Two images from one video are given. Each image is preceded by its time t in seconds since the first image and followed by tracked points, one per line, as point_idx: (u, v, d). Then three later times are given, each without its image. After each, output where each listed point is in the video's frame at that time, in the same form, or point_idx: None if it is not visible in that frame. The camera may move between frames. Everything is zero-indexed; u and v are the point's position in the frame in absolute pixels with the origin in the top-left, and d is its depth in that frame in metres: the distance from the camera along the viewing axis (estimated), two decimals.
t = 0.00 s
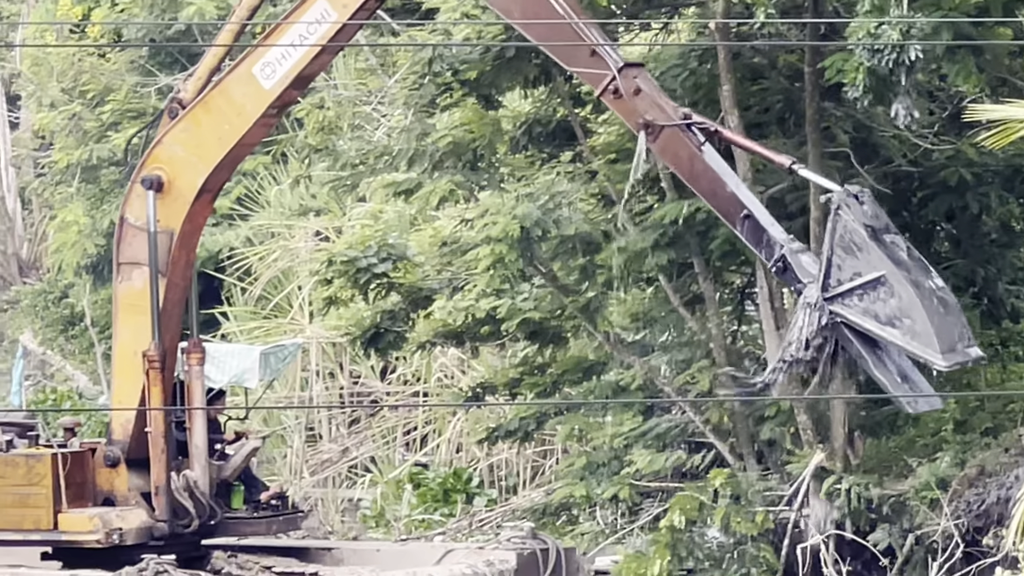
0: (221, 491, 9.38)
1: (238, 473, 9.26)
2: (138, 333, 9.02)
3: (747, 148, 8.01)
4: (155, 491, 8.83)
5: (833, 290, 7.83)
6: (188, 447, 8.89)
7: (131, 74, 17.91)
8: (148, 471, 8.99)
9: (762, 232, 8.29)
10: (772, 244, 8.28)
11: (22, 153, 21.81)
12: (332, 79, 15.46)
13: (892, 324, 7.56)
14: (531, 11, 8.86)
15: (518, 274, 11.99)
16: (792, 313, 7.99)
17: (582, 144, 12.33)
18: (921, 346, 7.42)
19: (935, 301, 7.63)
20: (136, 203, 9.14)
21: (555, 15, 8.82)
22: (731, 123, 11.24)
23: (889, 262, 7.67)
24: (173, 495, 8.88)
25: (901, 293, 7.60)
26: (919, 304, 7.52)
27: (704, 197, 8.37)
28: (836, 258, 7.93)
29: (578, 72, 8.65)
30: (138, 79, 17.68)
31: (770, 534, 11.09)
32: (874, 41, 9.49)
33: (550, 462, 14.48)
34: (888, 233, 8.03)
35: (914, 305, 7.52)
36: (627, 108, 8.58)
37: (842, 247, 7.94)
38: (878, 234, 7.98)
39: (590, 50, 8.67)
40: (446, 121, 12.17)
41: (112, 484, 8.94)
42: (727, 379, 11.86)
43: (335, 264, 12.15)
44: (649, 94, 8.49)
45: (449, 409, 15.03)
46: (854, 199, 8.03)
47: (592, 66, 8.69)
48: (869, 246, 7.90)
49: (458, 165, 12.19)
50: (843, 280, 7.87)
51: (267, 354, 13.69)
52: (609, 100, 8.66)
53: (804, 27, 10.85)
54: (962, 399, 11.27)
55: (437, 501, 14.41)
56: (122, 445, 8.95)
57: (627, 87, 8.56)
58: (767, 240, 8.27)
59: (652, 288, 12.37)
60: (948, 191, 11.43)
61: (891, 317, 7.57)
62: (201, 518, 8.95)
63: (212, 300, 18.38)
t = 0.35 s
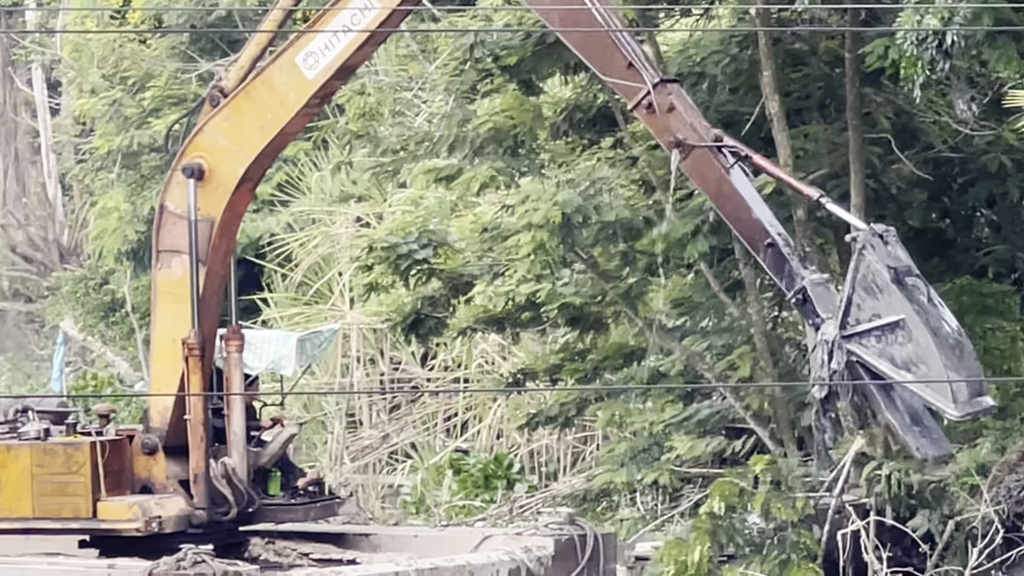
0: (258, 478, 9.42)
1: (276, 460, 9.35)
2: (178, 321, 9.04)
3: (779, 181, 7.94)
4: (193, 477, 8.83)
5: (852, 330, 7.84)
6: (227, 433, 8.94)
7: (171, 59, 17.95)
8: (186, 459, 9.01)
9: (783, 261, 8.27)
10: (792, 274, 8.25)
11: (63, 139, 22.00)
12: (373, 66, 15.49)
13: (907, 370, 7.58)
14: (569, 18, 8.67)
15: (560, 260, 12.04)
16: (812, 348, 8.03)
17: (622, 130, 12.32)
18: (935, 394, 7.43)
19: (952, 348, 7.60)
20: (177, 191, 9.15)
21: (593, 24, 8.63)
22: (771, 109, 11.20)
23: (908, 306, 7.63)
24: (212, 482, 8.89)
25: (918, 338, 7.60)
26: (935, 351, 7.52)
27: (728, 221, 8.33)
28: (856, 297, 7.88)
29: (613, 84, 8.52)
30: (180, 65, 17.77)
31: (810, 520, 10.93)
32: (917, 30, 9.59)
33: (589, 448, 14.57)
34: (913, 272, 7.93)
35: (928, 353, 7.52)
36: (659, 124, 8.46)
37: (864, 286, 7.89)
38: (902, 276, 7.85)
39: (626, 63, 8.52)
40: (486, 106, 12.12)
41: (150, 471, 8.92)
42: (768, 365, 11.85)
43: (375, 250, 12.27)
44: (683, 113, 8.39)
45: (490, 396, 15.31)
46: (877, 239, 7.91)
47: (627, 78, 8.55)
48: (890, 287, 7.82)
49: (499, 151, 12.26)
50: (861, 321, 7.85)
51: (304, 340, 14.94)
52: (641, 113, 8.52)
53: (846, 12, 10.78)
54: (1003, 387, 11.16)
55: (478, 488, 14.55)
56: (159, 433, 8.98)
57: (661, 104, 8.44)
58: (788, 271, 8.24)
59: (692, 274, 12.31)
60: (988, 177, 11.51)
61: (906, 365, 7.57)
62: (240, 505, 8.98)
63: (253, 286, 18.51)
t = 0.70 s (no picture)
0: (295, 466, 9.39)
1: (312, 450, 9.34)
2: (218, 311, 8.99)
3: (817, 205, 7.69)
4: (232, 466, 8.83)
5: (875, 361, 7.68)
6: (265, 423, 8.87)
7: (211, 48, 17.96)
8: (225, 448, 9.00)
9: (811, 286, 8.05)
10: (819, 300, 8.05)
11: (103, 128, 22.09)
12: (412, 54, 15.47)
13: (929, 408, 7.45)
14: (612, 23, 8.45)
15: (600, 247, 11.92)
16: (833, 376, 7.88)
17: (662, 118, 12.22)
18: (957, 434, 7.36)
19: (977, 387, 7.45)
20: (218, 180, 9.08)
21: (636, 30, 8.41)
22: (811, 97, 11.09)
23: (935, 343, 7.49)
24: (250, 472, 8.87)
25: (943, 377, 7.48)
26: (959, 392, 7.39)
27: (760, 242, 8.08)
28: (882, 329, 7.73)
29: (652, 93, 8.30)
30: (219, 53, 17.78)
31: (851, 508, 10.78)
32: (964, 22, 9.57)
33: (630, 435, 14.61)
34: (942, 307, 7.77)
35: (953, 391, 7.37)
36: (695, 138, 8.20)
37: (891, 319, 7.72)
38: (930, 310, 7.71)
39: (668, 73, 8.31)
40: (526, 94, 12.15)
41: (188, 460, 8.91)
42: (809, 353, 11.62)
43: (416, 238, 12.26)
44: (721, 129, 8.12)
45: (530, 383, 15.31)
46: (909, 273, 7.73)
47: (666, 88, 8.33)
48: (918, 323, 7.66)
49: (539, 139, 12.16)
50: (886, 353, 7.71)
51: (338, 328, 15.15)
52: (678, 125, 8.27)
53: None
54: None
55: (518, 477, 14.62)
56: (197, 422, 8.98)
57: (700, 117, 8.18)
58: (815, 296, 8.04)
59: (733, 261, 12.13)
60: None
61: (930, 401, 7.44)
62: (280, 493, 8.94)
63: (294, 274, 18.54)
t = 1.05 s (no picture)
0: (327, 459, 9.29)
1: (348, 442, 9.23)
2: (258, 303, 8.93)
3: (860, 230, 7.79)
4: (272, 459, 8.78)
5: (908, 390, 7.74)
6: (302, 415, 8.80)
7: (249, 39, 17.94)
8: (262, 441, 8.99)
9: (847, 310, 8.15)
10: (855, 325, 8.13)
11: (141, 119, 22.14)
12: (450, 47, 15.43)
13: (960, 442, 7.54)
14: (664, 35, 8.48)
15: (639, 238, 11.81)
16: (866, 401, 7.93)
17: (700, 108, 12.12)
18: (986, 469, 7.43)
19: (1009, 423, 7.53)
20: (261, 172, 9.01)
21: (687, 44, 8.43)
22: (849, 88, 10.95)
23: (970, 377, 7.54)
24: (289, 465, 8.81)
25: (975, 411, 7.53)
26: (991, 427, 7.45)
27: (798, 262, 8.14)
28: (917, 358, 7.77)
29: (700, 106, 8.33)
30: (257, 44, 17.76)
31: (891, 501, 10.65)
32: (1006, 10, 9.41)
33: (669, 427, 14.79)
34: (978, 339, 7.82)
35: (984, 427, 7.47)
36: (740, 154, 8.29)
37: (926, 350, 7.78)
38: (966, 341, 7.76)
39: (716, 87, 8.33)
40: (565, 86, 12.08)
41: (226, 453, 8.90)
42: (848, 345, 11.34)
43: (454, 229, 12.40)
44: (766, 146, 8.21)
45: (569, 375, 15.53)
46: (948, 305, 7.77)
47: (714, 101, 8.35)
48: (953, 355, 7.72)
49: (578, 130, 12.06)
50: (920, 382, 7.75)
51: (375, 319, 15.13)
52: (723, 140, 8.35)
53: None
54: None
55: (557, 469, 15.15)
56: (236, 415, 8.97)
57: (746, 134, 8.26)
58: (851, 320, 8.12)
59: (773, 252, 11.96)
60: None
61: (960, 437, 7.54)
62: (318, 486, 8.91)
63: (332, 265, 18.54)
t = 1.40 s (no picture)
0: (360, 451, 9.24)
1: (382, 435, 9.21)
2: (299, 296, 8.92)
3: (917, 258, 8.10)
4: (312, 450, 8.74)
5: (956, 414, 8.37)
6: (340, 407, 8.80)
7: (288, 31, 17.98)
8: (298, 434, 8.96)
9: (895, 330, 8.50)
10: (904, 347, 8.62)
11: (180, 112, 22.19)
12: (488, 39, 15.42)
13: (1005, 466, 8.23)
14: (723, 44, 8.50)
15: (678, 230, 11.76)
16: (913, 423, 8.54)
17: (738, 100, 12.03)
18: None
19: None
20: (308, 165, 9.00)
21: (748, 57, 8.48)
22: (888, 80, 10.81)
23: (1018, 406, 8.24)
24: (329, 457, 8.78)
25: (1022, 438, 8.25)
26: None
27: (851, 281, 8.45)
28: (967, 385, 8.43)
29: (758, 120, 8.43)
30: (296, 37, 17.78)
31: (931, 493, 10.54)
32: None
33: (707, 418, 14.83)
34: None
35: None
36: (796, 169, 8.44)
37: (976, 376, 8.44)
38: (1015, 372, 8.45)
39: (776, 102, 8.41)
40: (603, 77, 12.02)
41: (264, 445, 8.83)
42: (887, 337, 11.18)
43: (494, 221, 12.47)
44: (825, 165, 8.39)
45: (608, 366, 15.56)
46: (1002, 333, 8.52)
47: (772, 116, 8.45)
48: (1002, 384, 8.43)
49: (616, 122, 12.12)
50: (967, 409, 8.39)
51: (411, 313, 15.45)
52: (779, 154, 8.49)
53: None
54: None
55: (597, 460, 14.95)
56: (274, 407, 8.93)
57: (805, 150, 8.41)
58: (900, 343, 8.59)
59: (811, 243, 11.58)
60: None
61: (1005, 460, 8.24)
62: (359, 477, 8.86)
63: (370, 258, 18.56)
